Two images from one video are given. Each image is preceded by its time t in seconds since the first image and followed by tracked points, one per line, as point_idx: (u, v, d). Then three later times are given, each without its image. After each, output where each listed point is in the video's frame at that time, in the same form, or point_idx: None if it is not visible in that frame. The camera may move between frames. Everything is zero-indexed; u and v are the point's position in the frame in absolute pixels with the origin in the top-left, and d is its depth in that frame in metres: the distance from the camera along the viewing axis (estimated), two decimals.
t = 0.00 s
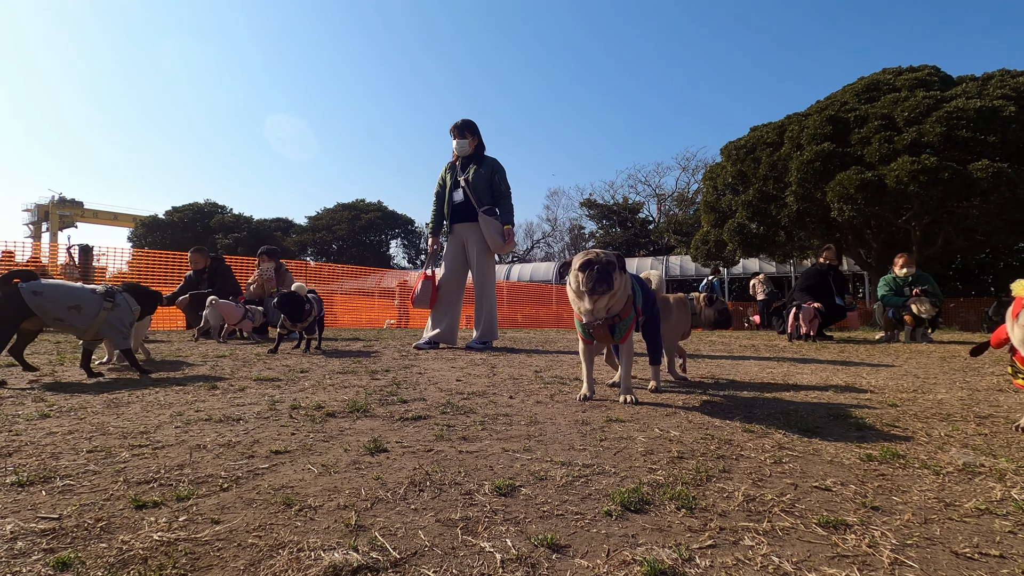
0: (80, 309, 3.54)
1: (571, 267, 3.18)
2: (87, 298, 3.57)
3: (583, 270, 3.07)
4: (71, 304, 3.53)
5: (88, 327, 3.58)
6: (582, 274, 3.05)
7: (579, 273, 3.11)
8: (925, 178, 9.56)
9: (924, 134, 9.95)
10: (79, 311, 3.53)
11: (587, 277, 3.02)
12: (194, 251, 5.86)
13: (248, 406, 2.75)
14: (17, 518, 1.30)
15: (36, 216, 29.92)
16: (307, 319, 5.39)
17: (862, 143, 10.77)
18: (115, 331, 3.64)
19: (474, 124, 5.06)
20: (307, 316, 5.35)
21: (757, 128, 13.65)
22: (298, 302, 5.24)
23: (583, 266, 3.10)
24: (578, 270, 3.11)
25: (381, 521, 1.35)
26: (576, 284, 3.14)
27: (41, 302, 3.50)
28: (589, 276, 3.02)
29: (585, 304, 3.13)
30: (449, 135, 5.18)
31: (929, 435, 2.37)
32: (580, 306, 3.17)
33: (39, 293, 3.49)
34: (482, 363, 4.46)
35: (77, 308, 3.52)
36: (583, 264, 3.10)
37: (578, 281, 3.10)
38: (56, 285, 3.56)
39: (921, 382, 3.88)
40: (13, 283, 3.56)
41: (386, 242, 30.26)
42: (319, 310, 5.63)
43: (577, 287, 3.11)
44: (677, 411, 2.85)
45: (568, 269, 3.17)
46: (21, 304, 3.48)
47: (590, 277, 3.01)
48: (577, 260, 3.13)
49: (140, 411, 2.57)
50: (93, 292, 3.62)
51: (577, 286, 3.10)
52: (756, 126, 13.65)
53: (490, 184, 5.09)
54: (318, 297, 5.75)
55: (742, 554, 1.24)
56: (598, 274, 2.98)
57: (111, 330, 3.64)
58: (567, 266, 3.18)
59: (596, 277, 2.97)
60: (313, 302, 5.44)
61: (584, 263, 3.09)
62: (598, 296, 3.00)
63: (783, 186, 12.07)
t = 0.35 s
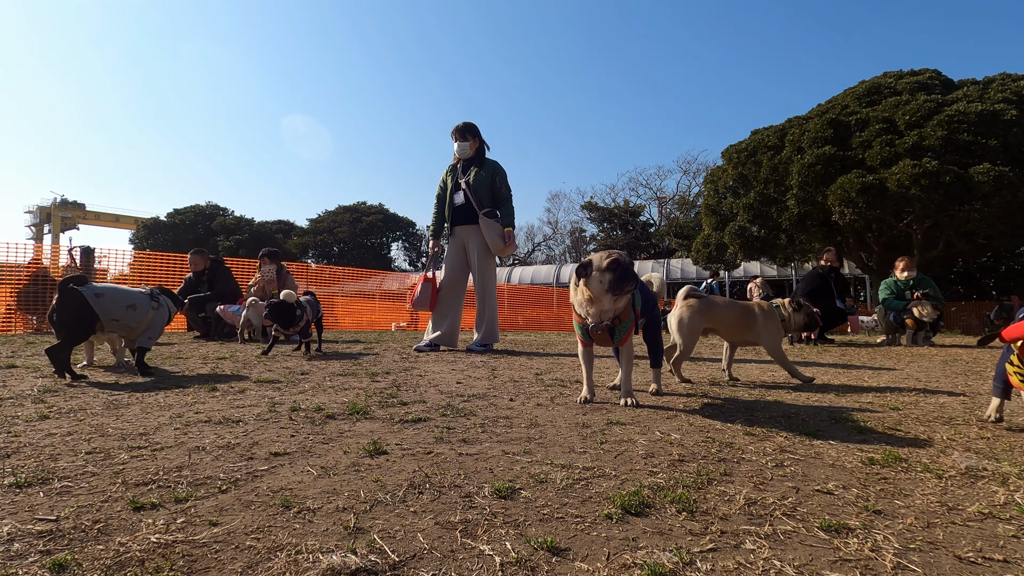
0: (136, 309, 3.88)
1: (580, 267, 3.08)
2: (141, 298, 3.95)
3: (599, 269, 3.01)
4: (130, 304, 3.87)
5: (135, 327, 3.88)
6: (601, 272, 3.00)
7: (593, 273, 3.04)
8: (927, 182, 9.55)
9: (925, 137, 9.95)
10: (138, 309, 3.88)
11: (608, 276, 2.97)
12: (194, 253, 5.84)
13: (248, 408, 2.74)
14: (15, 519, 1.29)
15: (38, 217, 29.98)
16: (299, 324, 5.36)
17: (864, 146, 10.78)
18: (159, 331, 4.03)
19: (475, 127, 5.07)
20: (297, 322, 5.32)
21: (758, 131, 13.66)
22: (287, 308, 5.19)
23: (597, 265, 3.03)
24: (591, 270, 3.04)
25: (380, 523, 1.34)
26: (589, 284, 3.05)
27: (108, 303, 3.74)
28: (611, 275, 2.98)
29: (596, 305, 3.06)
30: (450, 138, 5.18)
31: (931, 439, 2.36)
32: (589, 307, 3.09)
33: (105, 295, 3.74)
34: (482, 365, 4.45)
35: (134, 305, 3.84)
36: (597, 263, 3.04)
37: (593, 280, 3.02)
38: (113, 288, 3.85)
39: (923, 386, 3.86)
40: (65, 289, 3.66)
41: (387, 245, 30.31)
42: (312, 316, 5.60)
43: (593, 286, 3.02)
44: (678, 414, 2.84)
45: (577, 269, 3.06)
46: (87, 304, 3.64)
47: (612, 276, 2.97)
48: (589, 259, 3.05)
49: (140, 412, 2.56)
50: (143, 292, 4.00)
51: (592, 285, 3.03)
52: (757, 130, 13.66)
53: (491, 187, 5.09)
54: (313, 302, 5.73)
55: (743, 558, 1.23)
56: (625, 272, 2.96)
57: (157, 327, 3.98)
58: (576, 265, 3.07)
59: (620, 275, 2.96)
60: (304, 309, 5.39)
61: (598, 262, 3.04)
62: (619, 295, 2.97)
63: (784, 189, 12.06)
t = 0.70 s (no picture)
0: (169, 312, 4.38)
1: (589, 268, 3.06)
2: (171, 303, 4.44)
3: (609, 270, 3.01)
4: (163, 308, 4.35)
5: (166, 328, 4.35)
6: (611, 274, 3.00)
7: (603, 275, 3.04)
8: (935, 183, 9.47)
9: (933, 139, 9.88)
10: (171, 312, 4.40)
11: (619, 278, 2.98)
12: (201, 250, 5.87)
13: (253, 410, 2.75)
14: (20, 521, 1.30)
15: (48, 220, 30.28)
16: (267, 325, 5.20)
17: (871, 148, 10.72)
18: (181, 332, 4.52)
19: (479, 129, 5.08)
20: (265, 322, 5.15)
21: (764, 133, 13.62)
22: (253, 309, 5.04)
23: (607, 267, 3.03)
24: (601, 272, 3.03)
25: (382, 527, 1.34)
26: (598, 285, 3.05)
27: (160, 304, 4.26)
28: (621, 276, 2.99)
29: (605, 306, 3.08)
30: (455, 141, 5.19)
31: (940, 443, 2.33)
32: (598, 309, 3.09)
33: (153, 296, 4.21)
34: (487, 368, 4.44)
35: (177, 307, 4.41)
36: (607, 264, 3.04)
37: (603, 282, 3.02)
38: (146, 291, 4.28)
39: (931, 390, 3.82)
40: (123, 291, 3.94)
41: (393, 247, 30.41)
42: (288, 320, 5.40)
43: (604, 288, 3.03)
44: (684, 417, 2.82)
45: (587, 271, 3.05)
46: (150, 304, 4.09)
47: (623, 277, 2.99)
48: (598, 261, 3.04)
49: (146, 414, 2.57)
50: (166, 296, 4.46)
51: (602, 287, 3.03)
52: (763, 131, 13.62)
53: (496, 189, 5.09)
54: (297, 305, 5.55)
55: (748, 564, 1.22)
56: (634, 275, 2.95)
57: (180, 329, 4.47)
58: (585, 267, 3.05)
59: (632, 277, 2.97)
60: (275, 312, 5.21)
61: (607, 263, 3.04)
62: (630, 296, 2.98)
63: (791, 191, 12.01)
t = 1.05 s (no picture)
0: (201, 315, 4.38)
1: (609, 269, 3.05)
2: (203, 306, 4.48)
3: (630, 272, 3.02)
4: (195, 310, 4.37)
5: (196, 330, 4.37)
6: (632, 276, 3.02)
7: (624, 276, 3.04)
8: (946, 185, 9.39)
9: (944, 140, 9.80)
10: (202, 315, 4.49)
11: (641, 279, 3.01)
12: (213, 250, 5.91)
13: (263, 412, 2.77)
14: (36, 521, 1.31)
15: (60, 223, 30.62)
16: (250, 325, 5.01)
17: (880, 149, 10.64)
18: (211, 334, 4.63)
19: (486, 133, 5.09)
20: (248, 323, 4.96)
21: (772, 135, 13.56)
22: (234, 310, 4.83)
23: (627, 268, 3.04)
24: (621, 273, 3.03)
25: (393, 528, 1.34)
26: (617, 286, 3.05)
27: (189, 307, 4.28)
28: (642, 278, 3.02)
29: (620, 307, 3.09)
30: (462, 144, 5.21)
31: (952, 447, 2.31)
32: (613, 310, 3.09)
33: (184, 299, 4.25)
34: (494, 370, 4.44)
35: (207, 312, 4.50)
36: (627, 266, 3.04)
37: (624, 282, 3.03)
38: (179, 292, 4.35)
39: (943, 393, 3.79)
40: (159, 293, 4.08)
41: (400, 250, 30.50)
42: (271, 320, 5.22)
43: (622, 289, 3.04)
44: (692, 420, 2.81)
45: (607, 272, 3.03)
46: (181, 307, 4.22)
47: (643, 279, 3.02)
48: (619, 262, 3.03)
49: (157, 416, 2.59)
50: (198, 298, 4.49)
51: (622, 288, 3.04)
52: (771, 133, 13.56)
53: (503, 193, 5.10)
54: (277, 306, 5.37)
55: (760, 567, 1.22)
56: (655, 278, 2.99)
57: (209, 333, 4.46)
58: (605, 268, 3.03)
59: (652, 279, 3.02)
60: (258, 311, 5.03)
61: (627, 265, 3.04)
62: (648, 299, 3.02)
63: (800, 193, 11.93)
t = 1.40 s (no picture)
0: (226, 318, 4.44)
1: (627, 271, 3.03)
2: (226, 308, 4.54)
3: (648, 274, 3.02)
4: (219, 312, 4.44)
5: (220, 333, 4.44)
6: (650, 279, 3.01)
7: (641, 279, 3.03)
8: (961, 186, 9.28)
9: (958, 140, 9.69)
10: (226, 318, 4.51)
11: (658, 282, 3.00)
12: (226, 254, 5.95)
13: (278, 414, 2.79)
14: (62, 519, 1.34)
15: (76, 228, 31.11)
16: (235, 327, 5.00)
17: (893, 150, 10.55)
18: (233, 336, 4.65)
19: (497, 136, 5.12)
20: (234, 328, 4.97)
21: (783, 136, 13.49)
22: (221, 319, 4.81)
23: (645, 271, 3.03)
24: (640, 275, 3.02)
25: (411, 529, 1.35)
26: (634, 289, 3.04)
27: (211, 311, 4.32)
28: (660, 281, 3.02)
29: (636, 310, 3.08)
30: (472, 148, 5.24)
31: (972, 451, 2.28)
32: (627, 312, 3.08)
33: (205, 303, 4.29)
34: (505, 373, 4.44)
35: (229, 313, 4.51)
36: (645, 268, 3.04)
37: (641, 285, 3.02)
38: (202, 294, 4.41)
39: (961, 396, 3.74)
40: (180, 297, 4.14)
41: (410, 253, 30.62)
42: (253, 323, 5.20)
43: (640, 292, 3.03)
44: (706, 423, 2.79)
45: (625, 273, 3.01)
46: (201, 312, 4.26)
47: (661, 282, 3.02)
48: (637, 264, 3.02)
49: (174, 417, 2.63)
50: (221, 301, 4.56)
51: (640, 290, 3.02)
52: (782, 135, 13.49)
53: (513, 195, 5.11)
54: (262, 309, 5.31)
55: (780, 570, 1.21)
56: (672, 281, 3.01)
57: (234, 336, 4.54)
58: (624, 270, 3.02)
59: (669, 282, 3.02)
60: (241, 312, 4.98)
61: (645, 268, 3.04)
62: (665, 302, 3.03)
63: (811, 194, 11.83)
